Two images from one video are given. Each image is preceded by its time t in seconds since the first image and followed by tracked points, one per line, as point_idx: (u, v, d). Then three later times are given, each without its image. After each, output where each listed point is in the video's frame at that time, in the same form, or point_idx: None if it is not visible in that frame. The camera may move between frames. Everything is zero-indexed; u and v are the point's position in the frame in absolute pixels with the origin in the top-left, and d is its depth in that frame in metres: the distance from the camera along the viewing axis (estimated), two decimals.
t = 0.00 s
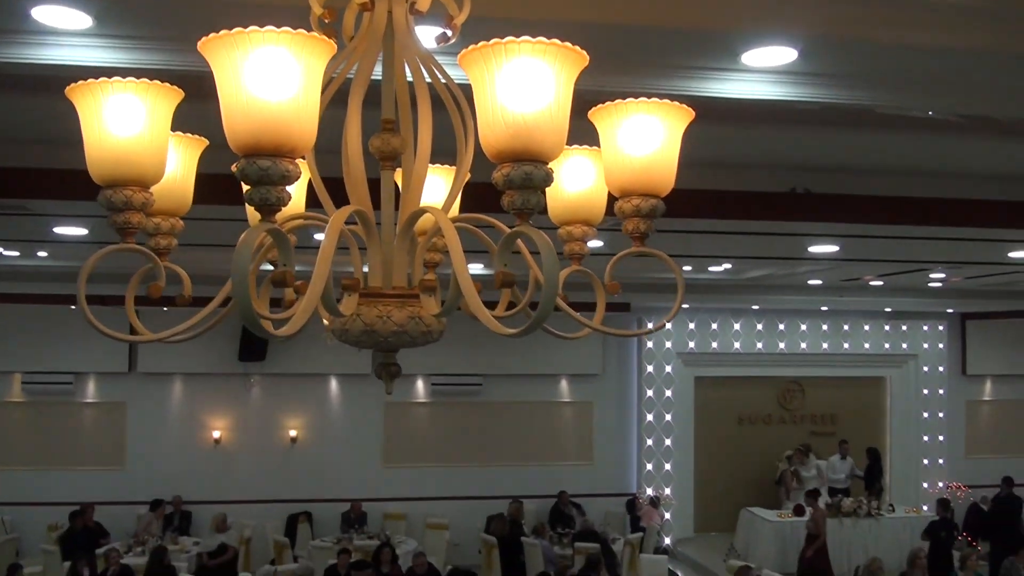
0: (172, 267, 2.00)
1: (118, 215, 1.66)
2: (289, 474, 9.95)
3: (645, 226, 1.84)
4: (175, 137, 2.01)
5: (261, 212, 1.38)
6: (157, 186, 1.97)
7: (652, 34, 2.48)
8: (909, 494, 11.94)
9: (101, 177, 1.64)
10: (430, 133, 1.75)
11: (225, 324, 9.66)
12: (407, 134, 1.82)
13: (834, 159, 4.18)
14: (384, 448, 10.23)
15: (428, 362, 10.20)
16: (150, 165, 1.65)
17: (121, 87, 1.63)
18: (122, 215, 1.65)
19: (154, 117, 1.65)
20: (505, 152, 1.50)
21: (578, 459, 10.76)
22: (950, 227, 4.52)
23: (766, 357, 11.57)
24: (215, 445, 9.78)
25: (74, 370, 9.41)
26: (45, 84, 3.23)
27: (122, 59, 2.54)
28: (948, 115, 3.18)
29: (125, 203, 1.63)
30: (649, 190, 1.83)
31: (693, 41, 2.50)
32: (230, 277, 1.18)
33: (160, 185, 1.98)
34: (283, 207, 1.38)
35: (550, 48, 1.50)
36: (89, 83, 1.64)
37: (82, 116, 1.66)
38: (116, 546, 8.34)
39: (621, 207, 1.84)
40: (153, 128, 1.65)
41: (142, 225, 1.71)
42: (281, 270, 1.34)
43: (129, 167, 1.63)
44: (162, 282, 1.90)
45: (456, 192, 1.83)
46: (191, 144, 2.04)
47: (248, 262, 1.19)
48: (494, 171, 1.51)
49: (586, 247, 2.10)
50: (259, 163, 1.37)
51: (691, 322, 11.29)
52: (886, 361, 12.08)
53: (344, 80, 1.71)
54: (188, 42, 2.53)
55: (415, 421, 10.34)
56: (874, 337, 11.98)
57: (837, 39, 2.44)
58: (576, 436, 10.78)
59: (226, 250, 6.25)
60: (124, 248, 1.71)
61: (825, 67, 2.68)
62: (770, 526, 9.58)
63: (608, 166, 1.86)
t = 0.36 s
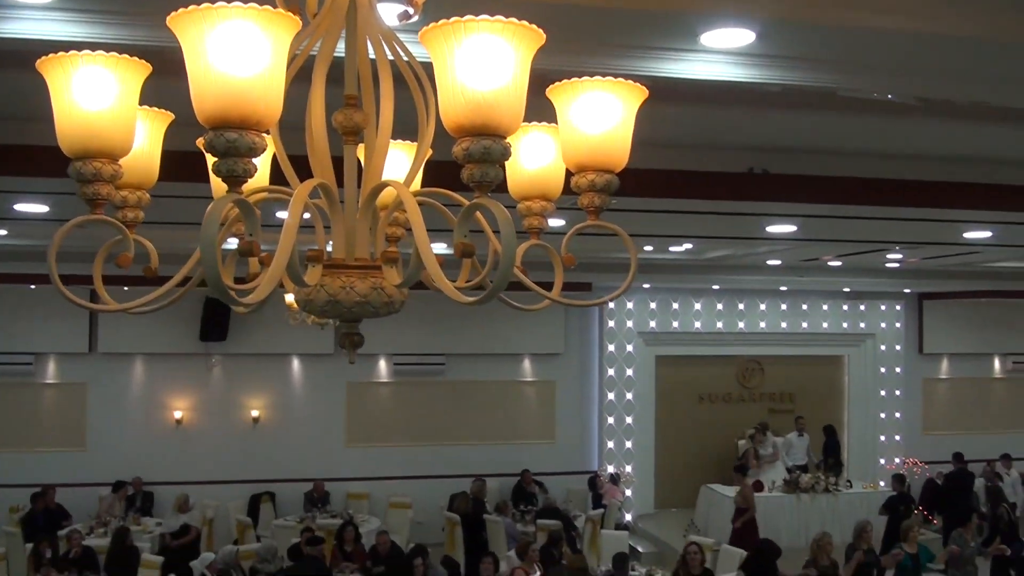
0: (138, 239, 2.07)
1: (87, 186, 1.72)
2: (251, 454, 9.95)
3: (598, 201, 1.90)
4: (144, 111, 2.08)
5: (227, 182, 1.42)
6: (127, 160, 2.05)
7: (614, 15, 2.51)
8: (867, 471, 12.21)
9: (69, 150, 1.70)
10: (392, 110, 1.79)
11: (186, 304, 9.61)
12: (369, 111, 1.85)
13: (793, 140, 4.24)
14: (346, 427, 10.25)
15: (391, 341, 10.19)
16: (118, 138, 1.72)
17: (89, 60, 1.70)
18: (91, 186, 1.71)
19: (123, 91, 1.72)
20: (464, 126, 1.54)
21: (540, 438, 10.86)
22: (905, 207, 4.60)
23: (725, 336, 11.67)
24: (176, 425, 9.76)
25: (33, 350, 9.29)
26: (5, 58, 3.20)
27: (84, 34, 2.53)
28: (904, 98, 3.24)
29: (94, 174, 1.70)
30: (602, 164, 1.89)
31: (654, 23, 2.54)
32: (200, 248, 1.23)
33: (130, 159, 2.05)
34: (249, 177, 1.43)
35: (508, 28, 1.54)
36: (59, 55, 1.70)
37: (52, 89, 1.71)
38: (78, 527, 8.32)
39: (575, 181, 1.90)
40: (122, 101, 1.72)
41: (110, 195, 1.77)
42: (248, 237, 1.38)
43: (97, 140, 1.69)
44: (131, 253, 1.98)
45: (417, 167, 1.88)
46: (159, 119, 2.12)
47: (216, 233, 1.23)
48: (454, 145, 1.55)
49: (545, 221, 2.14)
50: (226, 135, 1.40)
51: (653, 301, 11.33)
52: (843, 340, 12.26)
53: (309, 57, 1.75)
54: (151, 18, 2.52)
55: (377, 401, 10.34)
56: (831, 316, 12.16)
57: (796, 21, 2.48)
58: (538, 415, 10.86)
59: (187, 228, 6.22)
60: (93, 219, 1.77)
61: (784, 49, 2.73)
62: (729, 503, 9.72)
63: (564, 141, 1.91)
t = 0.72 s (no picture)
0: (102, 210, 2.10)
1: (53, 158, 1.74)
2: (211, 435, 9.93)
3: (554, 175, 1.98)
4: (108, 85, 2.14)
5: (194, 155, 1.43)
6: (93, 132, 2.09)
7: None
8: (823, 448, 12.43)
9: (36, 121, 1.73)
10: (352, 86, 1.83)
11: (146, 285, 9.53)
12: (331, 86, 1.88)
13: (752, 122, 4.29)
14: (306, 408, 10.24)
15: (353, 322, 10.18)
16: (85, 111, 1.74)
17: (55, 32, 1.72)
18: (57, 157, 1.74)
19: (91, 64, 1.74)
20: (423, 99, 1.58)
21: (502, 418, 10.94)
22: (859, 188, 4.67)
23: (685, 316, 11.75)
24: (136, 407, 9.71)
25: None
26: None
27: (43, 9, 2.51)
28: (861, 80, 3.30)
29: (61, 146, 1.72)
30: (558, 141, 1.97)
31: (615, 4, 2.57)
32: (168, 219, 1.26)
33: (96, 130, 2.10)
34: (213, 149, 1.44)
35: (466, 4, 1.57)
36: (26, 28, 1.72)
37: (18, 61, 1.73)
38: (38, 511, 8.27)
39: (533, 156, 1.98)
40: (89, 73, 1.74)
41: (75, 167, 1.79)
42: (212, 211, 1.41)
43: (64, 112, 1.71)
44: (96, 224, 2.00)
45: (377, 140, 1.92)
46: (122, 92, 2.17)
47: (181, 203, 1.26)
48: (413, 118, 1.59)
49: (504, 196, 2.18)
50: (191, 107, 1.42)
51: (614, 282, 11.34)
52: (802, 321, 12.41)
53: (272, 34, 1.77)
54: None
55: (339, 382, 10.33)
56: (790, 296, 12.27)
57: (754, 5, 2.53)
58: (499, 395, 10.93)
59: (145, 207, 6.16)
60: (58, 189, 1.81)
61: (742, 32, 2.77)
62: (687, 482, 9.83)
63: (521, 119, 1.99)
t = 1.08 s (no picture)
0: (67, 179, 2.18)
1: (19, 127, 1.81)
2: (172, 417, 9.89)
3: (510, 147, 2.06)
4: (74, 57, 2.21)
5: (157, 123, 1.51)
6: (58, 104, 2.17)
7: None
8: (782, 425, 12.59)
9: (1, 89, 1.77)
10: (312, 61, 1.90)
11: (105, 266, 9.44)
12: (292, 58, 1.94)
13: (711, 102, 4.33)
14: (267, 388, 10.22)
15: (314, 302, 10.16)
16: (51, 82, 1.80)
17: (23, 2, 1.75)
18: (23, 125, 1.80)
19: (57, 36, 1.80)
20: (381, 73, 1.65)
21: (464, 396, 10.99)
22: (817, 168, 4.74)
23: (644, 296, 11.83)
24: (96, 389, 9.64)
25: None
26: None
27: None
28: (817, 62, 3.36)
29: (27, 116, 1.78)
30: (514, 115, 2.05)
31: None
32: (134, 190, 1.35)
33: (61, 103, 2.18)
34: (176, 117, 1.52)
35: None
36: None
37: None
38: None
39: (490, 129, 2.06)
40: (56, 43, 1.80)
41: (39, 135, 1.85)
42: (175, 176, 1.49)
43: (31, 83, 1.77)
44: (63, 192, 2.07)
45: (338, 113, 1.98)
46: (88, 64, 2.24)
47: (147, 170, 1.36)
48: (372, 90, 1.66)
49: (462, 169, 2.28)
50: (155, 78, 1.49)
51: (575, 262, 11.36)
52: (760, 300, 12.54)
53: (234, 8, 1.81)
54: None
55: (301, 362, 10.31)
56: (749, 277, 12.37)
57: None
58: (460, 375, 10.98)
59: (103, 186, 6.11)
60: (25, 158, 1.87)
61: (701, 13, 2.81)
62: (648, 459, 9.95)
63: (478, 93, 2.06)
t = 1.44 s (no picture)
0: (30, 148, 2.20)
1: None
2: (131, 399, 9.83)
3: (467, 120, 2.10)
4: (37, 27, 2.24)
5: (122, 91, 1.60)
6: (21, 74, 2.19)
7: None
8: (740, 402, 12.72)
9: None
10: (270, 33, 1.95)
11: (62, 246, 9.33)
12: (251, 31, 1.97)
13: (669, 82, 4.37)
14: (227, 370, 10.18)
15: (274, 282, 10.11)
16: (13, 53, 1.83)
17: None
18: None
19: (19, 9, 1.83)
20: (340, 43, 1.77)
21: (425, 376, 11.02)
22: (774, 148, 4.79)
23: (604, 276, 11.87)
24: (54, 371, 9.55)
25: None
26: None
27: None
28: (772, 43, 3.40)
29: None
30: (471, 88, 2.08)
31: None
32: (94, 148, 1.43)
33: (25, 73, 2.21)
34: (139, 86, 1.61)
35: None
36: None
37: None
38: None
39: (447, 102, 2.08)
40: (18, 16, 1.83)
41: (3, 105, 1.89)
42: (138, 144, 1.61)
43: None
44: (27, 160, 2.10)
45: (297, 85, 2.04)
46: (49, 34, 2.27)
47: (110, 131, 1.44)
48: (330, 60, 1.78)
49: (420, 141, 2.34)
50: (119, 45, 1.59)
51: (536, 243, 11.37)
52: (719, 280, 12.64)
53: None
54: None
55: (260, 343, 10.27)
56: (708, 257, 12.45)
57: None
58: (421, 355, 10.99)
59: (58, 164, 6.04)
60: None
61: None
62: (608, 437, 10.05)
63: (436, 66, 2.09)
